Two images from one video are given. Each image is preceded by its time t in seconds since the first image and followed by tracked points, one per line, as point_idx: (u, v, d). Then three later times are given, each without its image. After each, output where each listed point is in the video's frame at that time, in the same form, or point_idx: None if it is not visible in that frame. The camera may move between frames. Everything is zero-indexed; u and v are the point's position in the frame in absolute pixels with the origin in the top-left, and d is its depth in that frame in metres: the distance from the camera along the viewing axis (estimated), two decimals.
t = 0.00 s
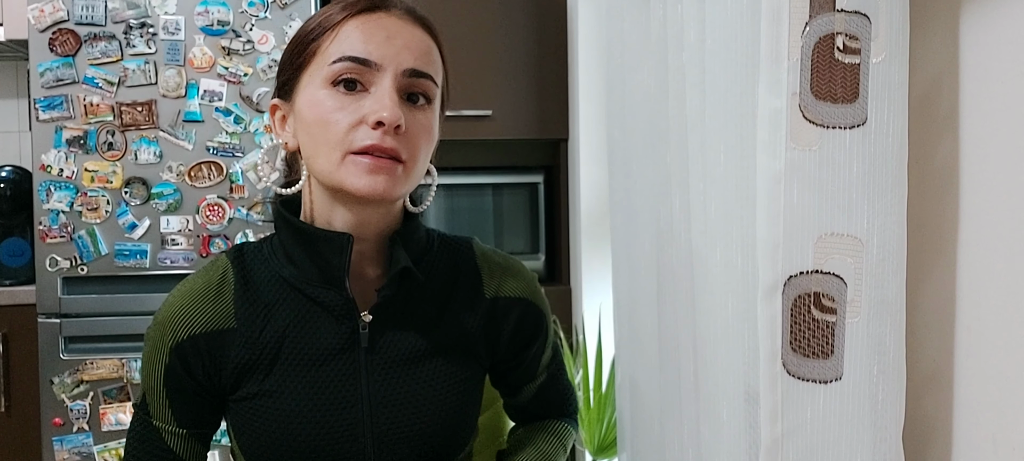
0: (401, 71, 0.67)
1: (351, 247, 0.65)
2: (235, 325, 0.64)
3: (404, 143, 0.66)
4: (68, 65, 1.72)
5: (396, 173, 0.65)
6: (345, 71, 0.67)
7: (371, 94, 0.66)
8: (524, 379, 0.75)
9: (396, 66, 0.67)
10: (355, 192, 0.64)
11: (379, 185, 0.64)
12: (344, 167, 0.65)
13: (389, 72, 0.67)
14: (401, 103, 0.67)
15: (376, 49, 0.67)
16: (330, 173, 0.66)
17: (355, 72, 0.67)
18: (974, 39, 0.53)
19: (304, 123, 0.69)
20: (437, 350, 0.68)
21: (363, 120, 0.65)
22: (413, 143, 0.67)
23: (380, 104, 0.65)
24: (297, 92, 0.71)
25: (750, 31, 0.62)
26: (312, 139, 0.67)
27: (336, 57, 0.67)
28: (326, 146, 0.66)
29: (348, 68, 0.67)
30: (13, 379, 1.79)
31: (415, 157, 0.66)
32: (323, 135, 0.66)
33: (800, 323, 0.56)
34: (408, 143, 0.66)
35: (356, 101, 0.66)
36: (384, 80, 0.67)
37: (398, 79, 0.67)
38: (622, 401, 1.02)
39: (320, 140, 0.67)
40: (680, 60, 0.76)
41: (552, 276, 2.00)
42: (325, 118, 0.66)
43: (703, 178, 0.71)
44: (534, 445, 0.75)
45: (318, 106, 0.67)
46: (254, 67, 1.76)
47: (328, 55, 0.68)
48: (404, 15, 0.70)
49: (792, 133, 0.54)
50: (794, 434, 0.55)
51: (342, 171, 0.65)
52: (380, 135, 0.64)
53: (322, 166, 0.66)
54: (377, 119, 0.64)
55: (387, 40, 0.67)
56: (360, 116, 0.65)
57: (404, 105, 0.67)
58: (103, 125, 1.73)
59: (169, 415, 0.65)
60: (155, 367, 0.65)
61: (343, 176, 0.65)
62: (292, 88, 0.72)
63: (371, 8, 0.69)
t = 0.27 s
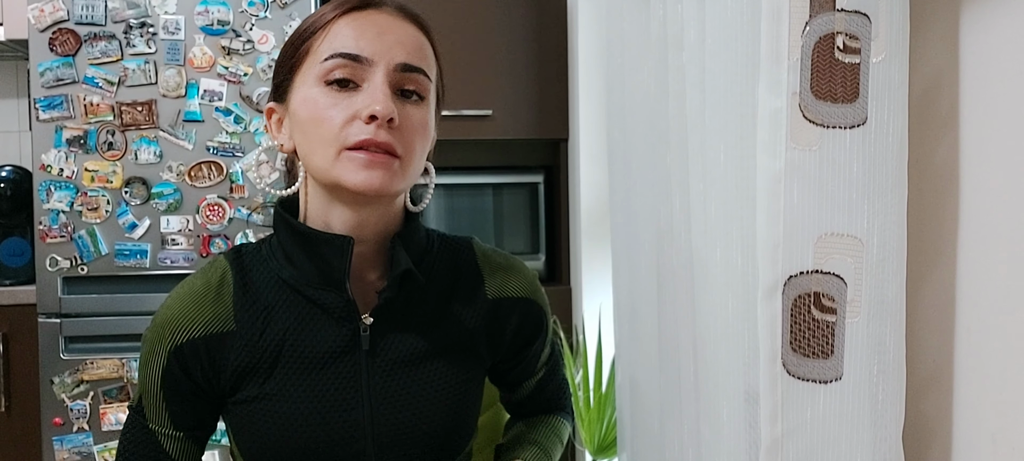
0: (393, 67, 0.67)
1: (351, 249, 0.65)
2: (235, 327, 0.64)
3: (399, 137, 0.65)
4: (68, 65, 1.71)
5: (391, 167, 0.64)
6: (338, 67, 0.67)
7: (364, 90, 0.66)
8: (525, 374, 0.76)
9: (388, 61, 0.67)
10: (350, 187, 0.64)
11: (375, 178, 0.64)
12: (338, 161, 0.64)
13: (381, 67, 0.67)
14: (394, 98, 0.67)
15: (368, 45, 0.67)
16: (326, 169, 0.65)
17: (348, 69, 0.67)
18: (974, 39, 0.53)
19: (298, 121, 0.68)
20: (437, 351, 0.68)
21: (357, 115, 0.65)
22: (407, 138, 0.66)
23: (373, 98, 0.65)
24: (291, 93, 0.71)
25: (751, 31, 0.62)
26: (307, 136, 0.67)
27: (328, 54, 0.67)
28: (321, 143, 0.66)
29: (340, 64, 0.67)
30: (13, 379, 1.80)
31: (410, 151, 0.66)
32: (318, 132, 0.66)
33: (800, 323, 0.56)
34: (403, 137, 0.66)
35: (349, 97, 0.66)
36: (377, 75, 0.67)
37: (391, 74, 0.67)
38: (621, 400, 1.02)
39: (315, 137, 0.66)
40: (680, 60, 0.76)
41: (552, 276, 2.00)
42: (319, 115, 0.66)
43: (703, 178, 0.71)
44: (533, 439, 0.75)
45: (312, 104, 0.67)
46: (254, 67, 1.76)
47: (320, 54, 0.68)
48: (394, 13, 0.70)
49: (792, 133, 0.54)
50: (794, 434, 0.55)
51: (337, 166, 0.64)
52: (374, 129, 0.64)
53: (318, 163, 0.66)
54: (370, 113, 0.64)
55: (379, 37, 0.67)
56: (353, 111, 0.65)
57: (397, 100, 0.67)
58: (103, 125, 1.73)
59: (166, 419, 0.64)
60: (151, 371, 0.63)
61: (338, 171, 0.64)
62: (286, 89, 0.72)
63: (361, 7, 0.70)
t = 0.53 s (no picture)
0: (384, 62, 0.67)
1: (355, 248, 0.66)
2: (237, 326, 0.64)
3: (393, 132, 0.65)
4: (68, 65, 1.71)
5: (387, 162, 0.64)
6: (328, 66, 0.67)
7: (355, 87, 0.66)
8: (520, 383, 0.75)
9: (378, 56, 0.67)
10: (347, 184, 0.64)
11: (371, 175, 0.63)
12: (334, 159, 0.64)
13: (371, 63, 0.67)
14: (386, 93, 0.67)
15: (357, 42, 0.67)
16: (322, 167, 0.65)
17: (339, 67, 0.67)
18: (973, 39, 0.53)
19: (293, 121, 0.68)
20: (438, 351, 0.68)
21: (350, 112, 0.65)
22: (402, 133, 0.66)
23: (365, 95, 0.65)
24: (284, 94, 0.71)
25: (750, 31, 0.62)
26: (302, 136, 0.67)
27: (318, 53, 0.67)
28: (316, 142, 0.66)
29: (331, 63, 0.67)
30: (13, 379, 1.80)
31: (405, 146, 0.66)
32: (313, 132, 0.66)
33: (801, 323, 0.56)
34: (397, 132, 0.66)
35: (342, 96, 0.66)
36: (367, 71, 0.67)
37: (381, 69, 0.67)
38: (621, 401, 1.02)
39: (310, 136, 0.66)
40: (680, 60, 0.76)
41: (552, 275, 2.00)
42: (312, 113, 0.66)
43: (703, 177, 0.71)
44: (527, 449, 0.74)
45: (305, 103, 0.67)
46: (254, 67, 1.76)
47: (310, 53, 0.68)
48: (382, 8, 0.70)
49: (792, 133, 0.53)
50: (795, 434, 0.55)
51: (333, 164, 0.64)
52: (367, 126, 0.64)
53: (313, 162, 0.66)
54: (362, 110, 0.64)
55: (367, 34, 0.67)
56: (346, 108, 0.65)
57: (389, 95, 0.67)
58: (103, 125, 1.73)
59: (175, 420, 0.65)
60: (158, 370, 0.64)
61: (334, 169, 0.64)
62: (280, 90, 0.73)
63: (349, 4, 0.70)
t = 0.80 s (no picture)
0: (382, 62, 0.67)
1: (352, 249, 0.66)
2: (237, 324, 0.65)
3: (391, 132, 0.65)
4: (68, 65, 1.71)
5: (384, 162, 0.64)
6: (327, 65, 0.67)
7: (354, 87, 0.67)
8: (520, 389, 0.73)
9: (377, 56, 0.67)
10: (344, 184, 0.64)
11: (368, 175, 0.63)
12: (332, 159, 0.64)
13: (370, 63, 0.67)
14: (384, 93, 0.67)
15: (357, 42, 0.67)
16: (319, 166, 0.65)
17: (338, 66, 0.67)
18: (973, 40, 0.53)
19: (291, 120, 0.68)
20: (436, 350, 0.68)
21: (348, 112, 0.65)
22: (400, 133, 0.66)
23: (364, 95, 0.65)
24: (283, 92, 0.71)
25: (751, 32, 0.62)
26: (301, 135, 0.67)
27: (317, 52, 0.67)
28: (314, 141, 0.66)
29: (330, 62, 0.67)
30: (13, 379, 1.80)
31: (403, 147, 0.66)
32: (311, 131, 0.66)
33: (801, 323, 0.56)
34: (395, 132, 0.66)
35: (340, 95, 0.66)
36: (366, 71, 0.67)
37: (380, 69, 0.67)
38: (622, 401, 1.02)
39: (309, 135, 0.66)
40: (680, 61, 0.76)
41: (552, 275, 2.00)
42: (311, 113, 0.66)
43: (703, 178, 0.71)
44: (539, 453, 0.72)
45: (304, 102, 0.67)
46: (254, 67, 1.76)
47: (309, 52, 0.68)
48: (382, 6, 0.70)
49: (792, 133, 0.53)
50: (794, 434, 0.55)
51: (330, 163, 0.64)
52: (366, 126, 0.64)
53: (311, 162, 0.66)
54: (361, 110, 0.64)
55: (366, 33, 0.68)
56: (345, 108, 0.65)
57: (388, 95, 0.67)
58: (103, 125, 1.73)
59: (177, 418, 0.66)
60: (159, 367, 0.65)
61: (331, 168, 0.64)
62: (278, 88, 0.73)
63: (349, 3, 0.70)
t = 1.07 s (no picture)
0: (389, 64, 0.67)
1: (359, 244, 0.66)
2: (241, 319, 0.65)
3: (399, 135, 0.66)
4: (68, 65, 1.71)
5: (393, 166, 0.65)
6: (335, 67, 0.67)
7: (362, 90, 0.67)
8: (521, 387, 0.74)
9: (384, 58, 0.67)
10: (353, 189, 0.64)
11: (377, 179, 0.64)
12: (341, 163, 0.65)
13: (378, 66, 0.67)
14: (392, 96, 0.67)
15: (364, 44, 0.67)
16: (328, 170, 0.66)
17: (345, 68, 0.67)
18: (973, 40, 0.53)
19: (298, 122, 0.69)
20: (439, 348, 0.68)
21: (357, 115, 0.65)
22: (407, 136, 0.67)
23: (372, 99, 0.65)
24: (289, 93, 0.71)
25: (751, 31, 0.62)
26: (309, 138, 0.68)
27: (325, 55, 0.68)
28: (323, 144, 0.66)
29: (337, 64, 0.67)
30: (13, 378, 1.80)
31: (410, 149, 0.67)
32: (319, 134, 0.67)
33: (801, 323, 0.56)
34: (402, 135, 0.66)
35: (348, 98, 0.67)
36: (373, 74, 0.67)
37: (387, 72, 0.67)
38: (622, 400, 1.02)
39: (317, 138, 0.67)
40: (680, 60, 0.76)
41: (552, 275, 2.00)
42: (319, 116, 0.67)
43: (703, 177, 0.71)
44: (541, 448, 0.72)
45: (312, 105, 0.67)
46: (254, 66, 1.76)
47: (316, 54, 0.68)
48: (388, 6, 0.70)
49: (792, 132, 0.53)
50: (795, 433, 0.55)
51: (340, 168, 0.65)
52: (375, 130, 0.65)
53: (319, 165, 0.66)
54: (370, 115, 0.64)
55: (373, 35, 0.67)
56: (353, 111, 0.66)
57: (395, 98, 0.67)
58: (103, 125, 1.73)
59: (173, 413, 0.65)
60: (161, 362, 0.65)
61: (341, 172, 0.65)
62: (283, 88, 0.73)
63: (356, 3, 0.70)
